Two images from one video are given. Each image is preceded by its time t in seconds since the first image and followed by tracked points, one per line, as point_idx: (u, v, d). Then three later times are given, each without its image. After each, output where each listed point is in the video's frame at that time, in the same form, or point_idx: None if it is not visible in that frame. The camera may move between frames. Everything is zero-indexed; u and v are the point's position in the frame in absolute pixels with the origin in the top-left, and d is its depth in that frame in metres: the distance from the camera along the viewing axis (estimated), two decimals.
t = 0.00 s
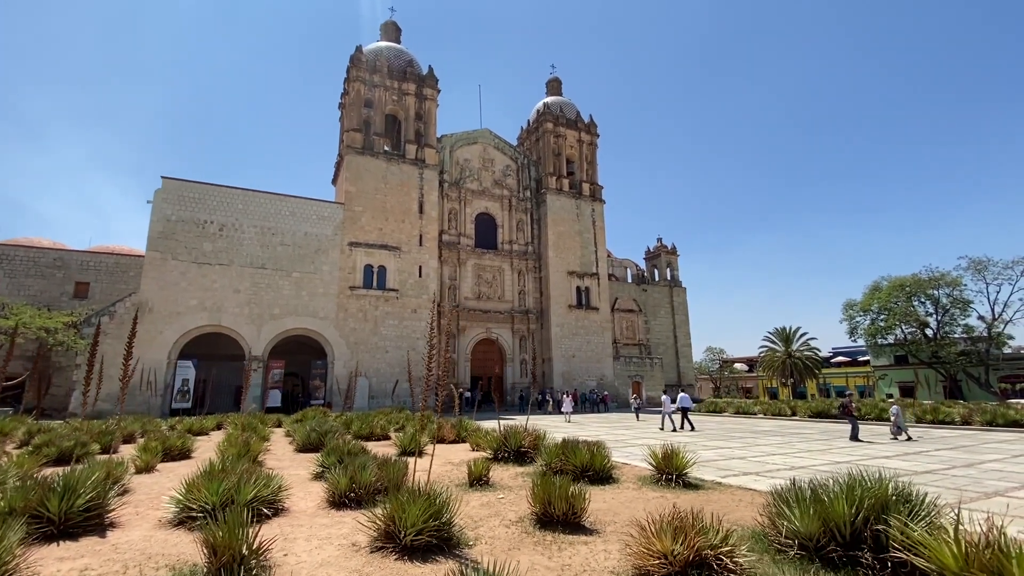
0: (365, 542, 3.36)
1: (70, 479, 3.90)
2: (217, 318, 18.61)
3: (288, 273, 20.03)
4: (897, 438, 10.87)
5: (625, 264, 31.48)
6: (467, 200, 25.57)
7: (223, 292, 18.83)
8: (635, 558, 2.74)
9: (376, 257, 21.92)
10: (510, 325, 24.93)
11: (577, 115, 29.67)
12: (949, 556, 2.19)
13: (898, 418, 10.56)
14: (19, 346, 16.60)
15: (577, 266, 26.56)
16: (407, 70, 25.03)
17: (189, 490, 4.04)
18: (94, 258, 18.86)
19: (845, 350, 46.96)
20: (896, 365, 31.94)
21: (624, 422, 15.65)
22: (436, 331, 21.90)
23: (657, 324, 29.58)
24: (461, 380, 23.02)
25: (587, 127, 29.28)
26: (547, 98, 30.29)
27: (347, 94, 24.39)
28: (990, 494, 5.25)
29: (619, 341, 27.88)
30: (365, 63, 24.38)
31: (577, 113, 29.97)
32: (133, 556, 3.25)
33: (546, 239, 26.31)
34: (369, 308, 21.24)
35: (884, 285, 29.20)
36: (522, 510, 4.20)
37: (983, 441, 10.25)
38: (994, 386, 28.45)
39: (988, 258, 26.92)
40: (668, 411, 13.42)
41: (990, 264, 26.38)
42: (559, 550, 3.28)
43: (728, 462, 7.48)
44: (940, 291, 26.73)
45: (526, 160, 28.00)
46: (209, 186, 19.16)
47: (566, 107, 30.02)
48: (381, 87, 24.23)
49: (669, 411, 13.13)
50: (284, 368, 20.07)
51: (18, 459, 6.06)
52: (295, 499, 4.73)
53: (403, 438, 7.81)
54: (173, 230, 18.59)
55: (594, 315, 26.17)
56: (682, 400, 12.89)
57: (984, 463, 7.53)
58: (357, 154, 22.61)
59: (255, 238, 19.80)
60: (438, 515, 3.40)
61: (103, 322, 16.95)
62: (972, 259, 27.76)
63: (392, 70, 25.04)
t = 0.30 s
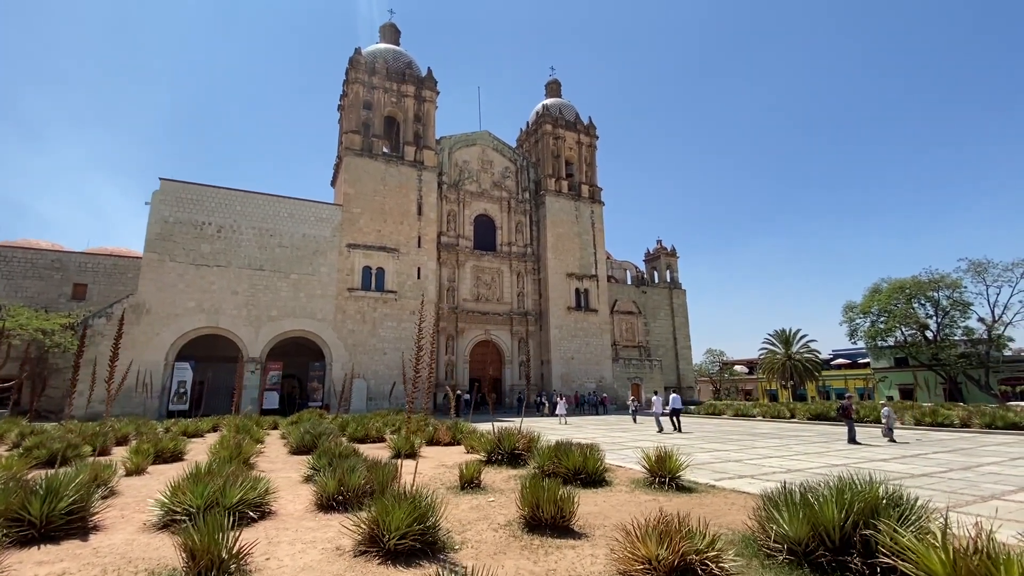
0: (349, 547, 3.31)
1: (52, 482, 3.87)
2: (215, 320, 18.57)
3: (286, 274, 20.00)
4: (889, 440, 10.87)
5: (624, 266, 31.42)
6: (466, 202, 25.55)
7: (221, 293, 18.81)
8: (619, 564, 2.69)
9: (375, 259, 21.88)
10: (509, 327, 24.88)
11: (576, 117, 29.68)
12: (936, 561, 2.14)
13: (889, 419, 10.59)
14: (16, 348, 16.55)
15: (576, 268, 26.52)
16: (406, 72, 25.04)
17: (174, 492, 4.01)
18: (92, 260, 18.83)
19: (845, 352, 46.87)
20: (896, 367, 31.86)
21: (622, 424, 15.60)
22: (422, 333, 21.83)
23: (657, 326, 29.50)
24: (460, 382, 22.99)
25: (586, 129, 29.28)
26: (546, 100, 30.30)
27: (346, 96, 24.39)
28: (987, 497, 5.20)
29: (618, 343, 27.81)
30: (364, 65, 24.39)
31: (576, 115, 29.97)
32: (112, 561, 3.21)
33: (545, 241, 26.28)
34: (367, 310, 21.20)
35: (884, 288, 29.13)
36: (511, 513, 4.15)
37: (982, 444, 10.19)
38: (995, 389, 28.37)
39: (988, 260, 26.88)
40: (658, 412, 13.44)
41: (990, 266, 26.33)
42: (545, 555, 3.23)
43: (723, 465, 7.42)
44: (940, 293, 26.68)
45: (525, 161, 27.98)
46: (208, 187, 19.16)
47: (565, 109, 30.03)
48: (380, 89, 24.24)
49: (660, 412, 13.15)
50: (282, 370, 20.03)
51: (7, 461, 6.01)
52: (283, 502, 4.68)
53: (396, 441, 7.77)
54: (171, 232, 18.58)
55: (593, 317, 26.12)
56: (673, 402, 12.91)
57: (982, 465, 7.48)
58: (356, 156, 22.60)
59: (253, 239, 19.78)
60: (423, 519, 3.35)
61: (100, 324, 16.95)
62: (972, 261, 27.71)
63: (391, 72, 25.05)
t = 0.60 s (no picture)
0: (332, 553, 3.27)
1: (34, 487, 3.85)
2: (212, 323, 18.54)
3: (283, 277, 19.97)
4: (879, 442, 10.93)
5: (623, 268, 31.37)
6: (464, 204, 25.54)
7: (218, 296, 18.78)
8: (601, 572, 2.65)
9: (373, 261, 21.84)
10: (508, 330, 24.82)
11: (574, 119, 29.70)
12: (919, 569, 2.10)
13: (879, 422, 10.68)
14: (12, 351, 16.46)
15: (574, 270, 26.48)
16: (404, 75, 25.07)
17: (158, 497, 3.99)
18: (90, 262, 18.82)
19: (845, 355, 46.80)
20: (896, 369, 31.82)
21: (619, 427, 15.53)
22: (408, 337, 21.50)
23: (656, 328, 29.44)
24: (458, 385, 22.93)
25: (585, 132, 29.29)
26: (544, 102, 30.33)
27: (344, 99, 24.41)
28: (982, 501, 5.15)
29: (617, 346, 27.77)
30: (362, 68, 24.43)
31: (575, 117, 29.99)
32: (90, 568, 3.17)
33: (544, 244, 26.26)
34: (365, 312, 21.15)
35: (883, 290, 29.10)
36: (499, 519, 4.10)
37: (980, 447, 10.14)
38: (994, 391, 28.32)
39: (987, 263, 26.87)
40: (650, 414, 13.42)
41: (989, 268, 26.34)
42: (530, 561, 3.19)
43: (718, 469, 7.37)
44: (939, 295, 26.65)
45: (523, 164, 27.97)
46: (205, 190, 19.16)
47: (563, 112, 30.05)
48: (378, 92, 24.26)
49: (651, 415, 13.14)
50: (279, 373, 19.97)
51: None
52: (270, 507, 4.63)
53: (390, 444, 7.72)
54: (168, 234, 18.57)
55: (592, 319, 26.08)
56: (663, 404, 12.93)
57: (979, 469, 7.43)
58: (354, 159, 22.61)
59: (251, 242, 19.76)
60: (406, 524, 3.31)
61: (97, 327, 16.92)
62: (972, 263, 27.69)
63: (390, 75, 25.07)
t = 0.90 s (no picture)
0: (316, 558, 3.23)
1: (18, 492, 3.82)
2: (210, 326, 18.51)
3: (282, 280, 19.95)
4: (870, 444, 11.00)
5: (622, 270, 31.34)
6: (463, 207, 25.53)
7: (216, 299, 18.76)
8: None
9: (371, 264, 21.83)
10: (506, 333, 24.75)
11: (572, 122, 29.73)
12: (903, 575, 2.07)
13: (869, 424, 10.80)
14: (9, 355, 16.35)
15: (573, 273, 26.46)
16: (402, 78, 25.08)
17: (143, 502, 3.95)
18: (88, 266, 18.81)
19: (845, 357, 46.73)
20: (896, 372, 31.75)
21: (617, 430, 15.47)
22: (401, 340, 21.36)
23: (656, 331, 29.38)
24: (457, 388, 22.88)
25: (584, 135, 29.30)
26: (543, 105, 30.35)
27: (343, 102, 24.42)
28: (979, 504, 5.12)
29: (617, 348, 27.73)
30: (360, 72, 24.45)
31: (573, 120, 30.00)
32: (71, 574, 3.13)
33: (543, 246, 26.24)
34: (363, 315, 21.11)
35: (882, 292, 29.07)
36: (488, 523, 4.06)
37: (979, 449, 10.08)
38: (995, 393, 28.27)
39: (987, 265, 26.82)
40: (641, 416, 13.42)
41: (989, 270, 26.30)
42: (516, 566, 3.15)
43: (713, 472, 7.33)
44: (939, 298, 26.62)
45: (522, 166, 27.98)
46: (203, 193, 19.17)
47: (562, 115, 30.07)
48: (376, 95, 24.29)
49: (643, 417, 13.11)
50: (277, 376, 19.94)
51: None
52: (259, 512, 4.59)
53: (384, 448, 7.68)
54: (166, 238, 18.55)
55: (591, 321, 26.05)
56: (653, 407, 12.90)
57: (976, 472, 7.39)
58: (352, 162, 22.61)
59: (249, 245, 19.75)
60: (392, 529, 3.28)
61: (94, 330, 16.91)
62: (971, 265, 27.67)
63: (388, 78, 25.10)
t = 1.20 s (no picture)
0: (300, 564, 3.17)
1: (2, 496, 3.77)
2: (207, 329, 18.45)
3: (280, 283, 19.91)
4: (863, 446, 11.03)
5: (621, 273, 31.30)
6: (462, 210, 25.51)
7: (214, 302, 18.71)
8: None
9: (369, 267, 21.78)
10: (505, 335, 24.68)
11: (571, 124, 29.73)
12: None
13: (863, 426, 10.78)
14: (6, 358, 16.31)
15: (572, 275, 26.41)
16: (401, 81, 25.08)
17: (129, 507, 3.89)
18: (86, 269, 18.77)
19: (846, 359, 46.62)
20: (896, 374, 31.65)
21: (615, 433, 15.40)
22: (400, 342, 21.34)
23: (655, 333, 29.32)
24: (455, 391, 22.81)
25: (582, 137, 29.29)
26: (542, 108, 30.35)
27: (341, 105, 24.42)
28: (978, 507, 5.06)
29: (616, 350, 27.68)
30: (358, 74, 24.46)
31: (572, 122, 30.00)
32: None
33: (541, 249, 26.19)
34: (362, 318, 21.04)
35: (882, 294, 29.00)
36: (478, 528, 3.99)
37: (979, 452, 10.00)
38: (996, 395, 28.18)
39: (987, 266, 26.75)
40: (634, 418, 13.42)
41: (989, 272, 26.23)
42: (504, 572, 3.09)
43: (710, 475, 7.27)
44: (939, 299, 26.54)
45: (521, 169, 27.96)
46: (201, 196, 19.15)
47: (561, 117, 30.08)
48: (375, 98, 24.29)
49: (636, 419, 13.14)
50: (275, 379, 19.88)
51: None
52: (248, 516, 4.52)
53: (378, 451, 7.62)
54: (164, 241, 18.51)
55: (590, 324, 25.99)
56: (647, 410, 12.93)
57: (975, 474, 7.33)
58: (350, 165, 22.59)
59: (247, 248, 19.72)
60: (379, 534, 3.22)
61: (92, 333, 16.85)
62: (971, 267, 27.60)
63: (387, 81, 25.11)
